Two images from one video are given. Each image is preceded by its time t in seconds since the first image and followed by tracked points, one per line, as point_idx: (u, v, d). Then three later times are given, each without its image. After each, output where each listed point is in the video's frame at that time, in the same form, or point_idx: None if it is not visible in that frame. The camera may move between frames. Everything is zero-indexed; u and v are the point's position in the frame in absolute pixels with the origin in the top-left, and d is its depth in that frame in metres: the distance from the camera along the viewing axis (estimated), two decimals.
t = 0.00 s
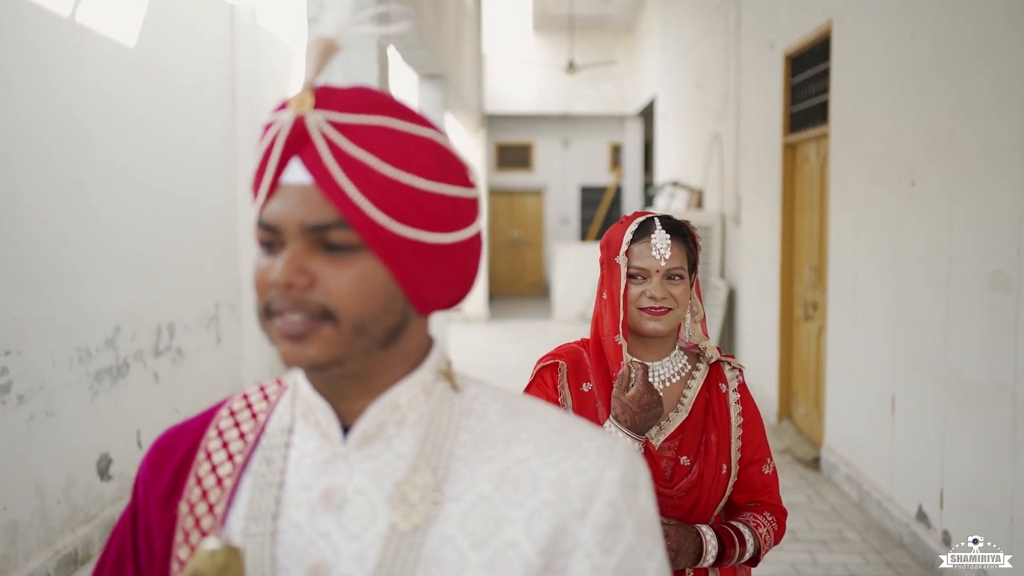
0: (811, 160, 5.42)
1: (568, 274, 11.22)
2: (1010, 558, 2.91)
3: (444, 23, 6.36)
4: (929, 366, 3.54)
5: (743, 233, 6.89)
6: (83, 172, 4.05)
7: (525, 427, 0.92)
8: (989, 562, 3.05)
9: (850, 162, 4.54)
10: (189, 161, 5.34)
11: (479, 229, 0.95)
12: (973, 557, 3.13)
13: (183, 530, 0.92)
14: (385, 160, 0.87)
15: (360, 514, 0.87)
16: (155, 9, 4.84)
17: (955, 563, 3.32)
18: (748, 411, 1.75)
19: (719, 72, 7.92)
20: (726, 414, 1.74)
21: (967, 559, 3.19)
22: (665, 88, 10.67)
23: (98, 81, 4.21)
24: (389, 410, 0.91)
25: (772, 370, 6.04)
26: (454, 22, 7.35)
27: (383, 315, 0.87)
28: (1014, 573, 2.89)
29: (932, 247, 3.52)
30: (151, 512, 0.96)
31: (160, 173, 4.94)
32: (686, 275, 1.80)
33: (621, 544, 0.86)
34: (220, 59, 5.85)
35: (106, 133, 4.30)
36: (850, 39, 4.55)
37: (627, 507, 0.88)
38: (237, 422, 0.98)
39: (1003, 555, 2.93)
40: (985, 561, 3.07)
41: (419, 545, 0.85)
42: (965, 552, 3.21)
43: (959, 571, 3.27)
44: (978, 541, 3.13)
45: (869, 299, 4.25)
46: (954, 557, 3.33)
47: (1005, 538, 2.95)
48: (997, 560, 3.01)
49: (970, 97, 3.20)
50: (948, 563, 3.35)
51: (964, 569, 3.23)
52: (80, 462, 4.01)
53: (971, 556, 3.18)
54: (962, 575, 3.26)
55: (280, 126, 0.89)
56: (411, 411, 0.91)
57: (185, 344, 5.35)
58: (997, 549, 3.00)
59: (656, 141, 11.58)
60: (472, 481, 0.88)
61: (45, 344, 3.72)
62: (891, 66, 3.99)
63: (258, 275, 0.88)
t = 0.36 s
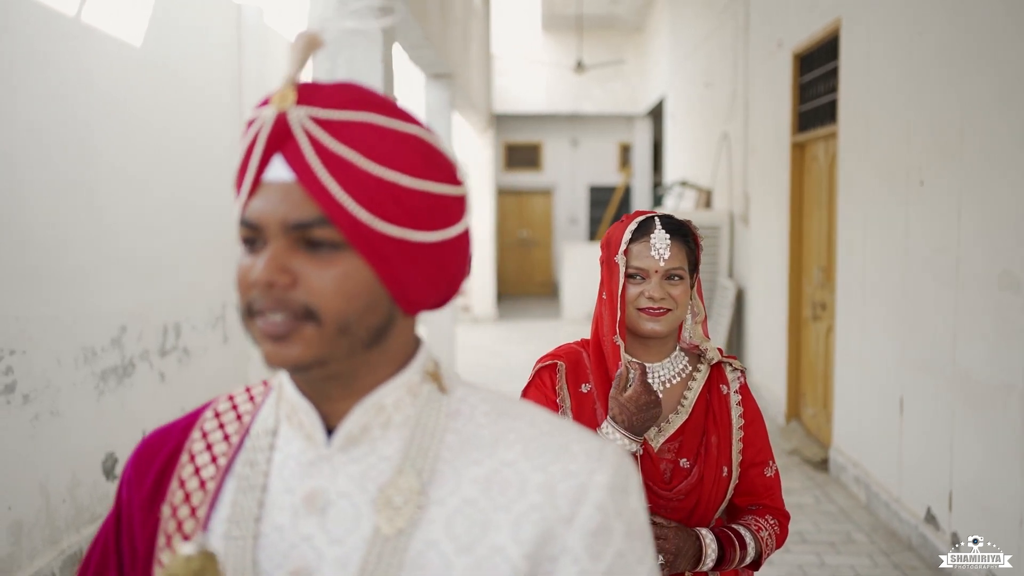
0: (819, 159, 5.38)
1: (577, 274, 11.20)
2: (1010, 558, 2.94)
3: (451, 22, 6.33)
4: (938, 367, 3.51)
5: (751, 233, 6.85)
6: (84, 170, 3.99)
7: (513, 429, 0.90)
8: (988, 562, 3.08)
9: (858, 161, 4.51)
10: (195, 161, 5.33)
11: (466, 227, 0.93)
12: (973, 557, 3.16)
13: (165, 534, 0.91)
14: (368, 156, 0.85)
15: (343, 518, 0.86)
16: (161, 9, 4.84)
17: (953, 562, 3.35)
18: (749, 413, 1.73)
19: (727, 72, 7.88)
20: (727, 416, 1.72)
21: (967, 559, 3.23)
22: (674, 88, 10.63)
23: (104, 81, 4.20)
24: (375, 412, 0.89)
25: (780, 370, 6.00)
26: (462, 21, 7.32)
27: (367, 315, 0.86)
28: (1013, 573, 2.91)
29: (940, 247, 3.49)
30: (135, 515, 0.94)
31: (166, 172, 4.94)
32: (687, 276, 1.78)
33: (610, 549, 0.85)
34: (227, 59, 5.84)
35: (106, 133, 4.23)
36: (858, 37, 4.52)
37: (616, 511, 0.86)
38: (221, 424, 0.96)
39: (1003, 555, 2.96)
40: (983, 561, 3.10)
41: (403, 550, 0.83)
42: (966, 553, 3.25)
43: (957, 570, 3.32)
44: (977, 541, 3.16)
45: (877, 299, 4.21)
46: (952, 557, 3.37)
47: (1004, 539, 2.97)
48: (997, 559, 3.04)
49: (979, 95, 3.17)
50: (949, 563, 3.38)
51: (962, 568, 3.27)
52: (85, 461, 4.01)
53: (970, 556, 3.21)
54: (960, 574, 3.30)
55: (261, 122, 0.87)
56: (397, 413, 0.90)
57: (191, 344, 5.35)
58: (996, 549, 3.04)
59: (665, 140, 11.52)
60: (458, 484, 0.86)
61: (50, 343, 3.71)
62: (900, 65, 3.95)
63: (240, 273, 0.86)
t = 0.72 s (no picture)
0: (828, 159, 5.35)
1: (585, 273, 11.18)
2: (1010, 558, 2.96)
3: (459, 21, 6.31)
4: (948, 367, 3.47)
5: (760, 233, 6.81)
6: (84, 171, 3.93)
7: (499, 432, 0.88)
8: (988, 562, 3.11)
9: (867, 160, 4.47)
10: (202, 160, 5.32)
11: (451, 226, 0.91)
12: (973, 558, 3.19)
13: (145, 538, 0.89)
14: (350, 153, 0.84)
15: (325, 521, 0.84)
16: (168, 9, 4.82)
17: (953, 562, 3.38)
18: (750, 415, 1.71)
19: (736, 71, 7.84)
20: (728, 418, 1.70)
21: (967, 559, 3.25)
22: (683, 88, 10.58)
23: (111, 81, 4.19)
24: (358, 414, 0.87)
25: (789, 371, 5.96)
26: (469, 20, 7.30)
27: (349, 316, 0.84)
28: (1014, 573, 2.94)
29: (950, 247, 3.46)
30: (116, 519, 0.93)
31: (172, 172, 4.92)
32: (687, 277, 1.76)
33: (597, 555, 0.83)
34: (234, 59, 5.83)
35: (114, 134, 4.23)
36: (868, 36, 4.48)
37: (603, 516, 0.84)
38: (204, 426, 0.95)
39: (1003, 555, 2.99)
40: (984, 561, 3.13)
41: (384, 555, 0.81)
42: (965, 553, 3.28)
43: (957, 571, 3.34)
44: (977, 541, 3.19)
45: (886, 299, 4.18)
46: (951, 557, 3.39)
47: (1004, 540, 3.00)
48: (997, 560, 3.07)
49: (988, 94, 3.14)
50: (948, 563, 3.40)
51: (963, 569, 3.29)
52: (91, 461, 4.00)
53: (970, 557, 3.24)
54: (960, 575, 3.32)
55: (242, 118, 0.85)
56: (381, 416, 0.88)
57: (198, 343, 5.35)
58: (996, 549, 3.07)
59: (675, 140, 11.47)
60: (442, 489, 0.85)
61: (56, 343, 3.70)
62: (909, 64, 3.92)
63: (219, 273, 0.84)
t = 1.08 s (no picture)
0: (837, 158, 5.31)
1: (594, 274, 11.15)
2: (1008, 558, 3.01)
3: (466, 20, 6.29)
4: (957, 368, 3.43)
5: (769, 232, 6.78)
6: (85, 170, 3.88)
7: (484, 434, 0.87)
8: (987, 561, 3.16)
9: (875, 159, 4.44)
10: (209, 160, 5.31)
11: (435, 223, 0.89)
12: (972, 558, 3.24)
13: (124, 541, 0.87)
14: (330, 149, 0.82)
15: (305, 526, 0.82)
16: (174, 9, 4.82)
17: (953, 562, 3.42)
18: (751, 417, 1.69)
19: (745, 70, 7.80)
20: (728, 420, 1.68)
21: (965, 558, 3.30)
22: (693, 87, 10.54)
23: (118, 81, 4.19)
24: (340, 415, 0.86)
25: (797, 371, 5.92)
26: (477, 18, 7.28)
27: (330, 315, 0.82)
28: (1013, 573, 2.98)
29: (959, 247, 3.42)
30: (96, 523, 0.91)
31: (179, 171, 4.91)
32: (686, 277, 1.73)
33: (583, 561, 0.81)
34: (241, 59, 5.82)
35: (121, 134, 4.23)
36: (876, 34, 4.45)
37: (589, 521, 0.82)
38: (186, 427, 0.93)
39: (1002, 555, 3.03)
40: (983, 561, 3.18)
41: (365, 560, 0.80)
42: (965, 552, 3.33)
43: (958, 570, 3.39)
44: (977, 542, 3.24)
45: (894, 299, 4.15)
46: (952, 556, 3.44)
47: (1004, 540, 3.04)
48: (996, 560, 3.11)
49: (998, 92, 3.10)
50: (948, 563, 3.45)
51: (963, 568, 3.34)
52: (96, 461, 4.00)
53: (969, 556, 3.29)
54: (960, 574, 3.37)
55: (219, 114, 0.83)
56: (364, 418, 0.86)
57: (204, 343, 5.34)
58: (995, 549, 3.11)
59: (684, 140, 11.42)
60: (425, 492, 0.83)
61: (61, 342, 3.68)
62: (918, 62, 3.88)
63: (197, 272, 0.83)
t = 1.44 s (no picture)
0: (846, 157, 5.27)
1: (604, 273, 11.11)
2: (1008, 558, 3.05)
3: (474, 19, 6.26)
4: (967, 369, 3.39)
5: (778, 232, 6.73)
6: (93, 169, 3.87)
7: (468, 437, 0.85)
8: (987, 561, 3.19)
9: (885, 158, 4.40)
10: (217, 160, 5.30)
11: (419, 219, 0.87)
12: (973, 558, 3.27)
13: (102, 544, 0.85)
14: (309, 144, 0.80)
15: (284, 530, 0.80)
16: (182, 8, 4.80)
17: (953, 562, 3.45)
18: (754, 418, 1.66)
19: (755, 69, 7.75)
20: (729, 422, 1.65)
21: (966, 559, 3.34)
22: (703, 86, 10.49)
23: (125, 80, 4.18)
24: (322, 417, 0.84)
25: (807, 372, 5.87)
26: (486, 16, 7.24)
27: (310, 315, 0.80)
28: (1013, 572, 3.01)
29: (969, 246, 3.38)
30: (75, 526, 0.90)
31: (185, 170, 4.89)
32: (687, 277, 1.71)
33: (568, 567, 0.79)
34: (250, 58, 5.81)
35: (128, 133, 4.21)
36: (886, 32, 4.41)
37: (575, 526, 0.80)
38: (167, 429, 0.92)
39: (1002, 555, 3.06)
40: (983, 561, 3.21)
41: (345, 567, 0.78)
42: (966, 552, 3.36)
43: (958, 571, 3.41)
44: (977, 541, 3.28)
45: (904, 299, 4.11)
46: (951, 556, 3.47)
47: (1004, 539, 3.06)
48: (996, 560, 3.14)
49: (1009, 90, 3.07)
50: (948, 563, 3.48)
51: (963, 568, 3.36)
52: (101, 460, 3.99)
53: (970, 556, 3.32)
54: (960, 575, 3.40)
55: (198, 110, 0.82)
56: (346, 420, 0.84)
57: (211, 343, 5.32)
58: (995, 549, 3.14)
59: (694, 140, 11.36)
60: (407, 497, 0.81)
61: (69, 341, 3.66)
62: (928, 60, 3.84)
63: (176, 271, 0.81)
